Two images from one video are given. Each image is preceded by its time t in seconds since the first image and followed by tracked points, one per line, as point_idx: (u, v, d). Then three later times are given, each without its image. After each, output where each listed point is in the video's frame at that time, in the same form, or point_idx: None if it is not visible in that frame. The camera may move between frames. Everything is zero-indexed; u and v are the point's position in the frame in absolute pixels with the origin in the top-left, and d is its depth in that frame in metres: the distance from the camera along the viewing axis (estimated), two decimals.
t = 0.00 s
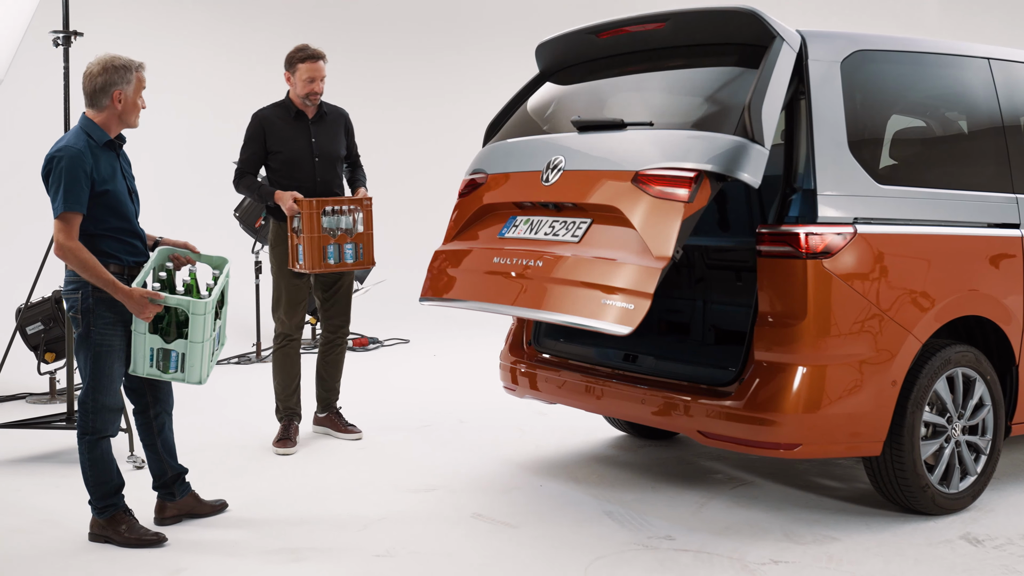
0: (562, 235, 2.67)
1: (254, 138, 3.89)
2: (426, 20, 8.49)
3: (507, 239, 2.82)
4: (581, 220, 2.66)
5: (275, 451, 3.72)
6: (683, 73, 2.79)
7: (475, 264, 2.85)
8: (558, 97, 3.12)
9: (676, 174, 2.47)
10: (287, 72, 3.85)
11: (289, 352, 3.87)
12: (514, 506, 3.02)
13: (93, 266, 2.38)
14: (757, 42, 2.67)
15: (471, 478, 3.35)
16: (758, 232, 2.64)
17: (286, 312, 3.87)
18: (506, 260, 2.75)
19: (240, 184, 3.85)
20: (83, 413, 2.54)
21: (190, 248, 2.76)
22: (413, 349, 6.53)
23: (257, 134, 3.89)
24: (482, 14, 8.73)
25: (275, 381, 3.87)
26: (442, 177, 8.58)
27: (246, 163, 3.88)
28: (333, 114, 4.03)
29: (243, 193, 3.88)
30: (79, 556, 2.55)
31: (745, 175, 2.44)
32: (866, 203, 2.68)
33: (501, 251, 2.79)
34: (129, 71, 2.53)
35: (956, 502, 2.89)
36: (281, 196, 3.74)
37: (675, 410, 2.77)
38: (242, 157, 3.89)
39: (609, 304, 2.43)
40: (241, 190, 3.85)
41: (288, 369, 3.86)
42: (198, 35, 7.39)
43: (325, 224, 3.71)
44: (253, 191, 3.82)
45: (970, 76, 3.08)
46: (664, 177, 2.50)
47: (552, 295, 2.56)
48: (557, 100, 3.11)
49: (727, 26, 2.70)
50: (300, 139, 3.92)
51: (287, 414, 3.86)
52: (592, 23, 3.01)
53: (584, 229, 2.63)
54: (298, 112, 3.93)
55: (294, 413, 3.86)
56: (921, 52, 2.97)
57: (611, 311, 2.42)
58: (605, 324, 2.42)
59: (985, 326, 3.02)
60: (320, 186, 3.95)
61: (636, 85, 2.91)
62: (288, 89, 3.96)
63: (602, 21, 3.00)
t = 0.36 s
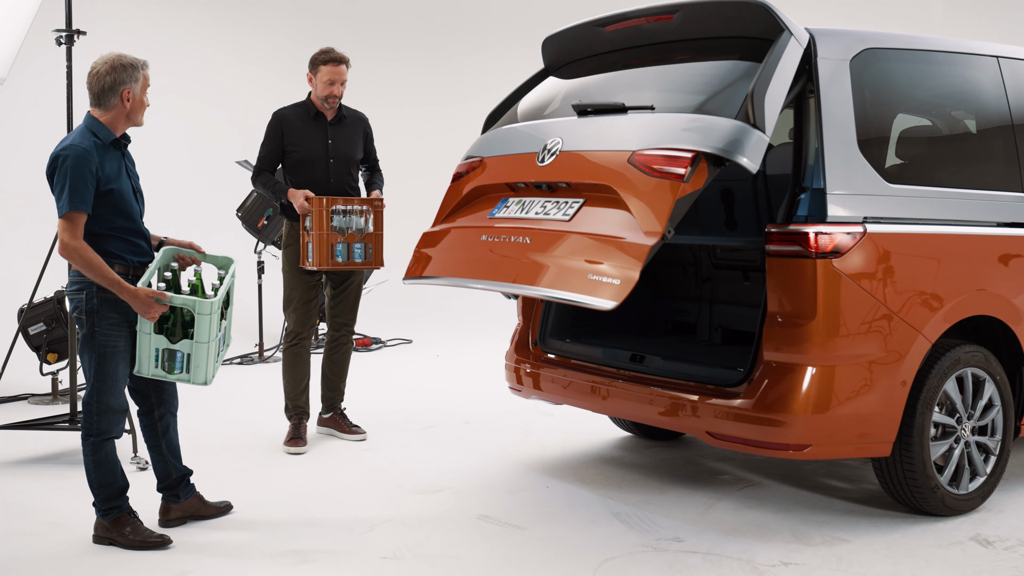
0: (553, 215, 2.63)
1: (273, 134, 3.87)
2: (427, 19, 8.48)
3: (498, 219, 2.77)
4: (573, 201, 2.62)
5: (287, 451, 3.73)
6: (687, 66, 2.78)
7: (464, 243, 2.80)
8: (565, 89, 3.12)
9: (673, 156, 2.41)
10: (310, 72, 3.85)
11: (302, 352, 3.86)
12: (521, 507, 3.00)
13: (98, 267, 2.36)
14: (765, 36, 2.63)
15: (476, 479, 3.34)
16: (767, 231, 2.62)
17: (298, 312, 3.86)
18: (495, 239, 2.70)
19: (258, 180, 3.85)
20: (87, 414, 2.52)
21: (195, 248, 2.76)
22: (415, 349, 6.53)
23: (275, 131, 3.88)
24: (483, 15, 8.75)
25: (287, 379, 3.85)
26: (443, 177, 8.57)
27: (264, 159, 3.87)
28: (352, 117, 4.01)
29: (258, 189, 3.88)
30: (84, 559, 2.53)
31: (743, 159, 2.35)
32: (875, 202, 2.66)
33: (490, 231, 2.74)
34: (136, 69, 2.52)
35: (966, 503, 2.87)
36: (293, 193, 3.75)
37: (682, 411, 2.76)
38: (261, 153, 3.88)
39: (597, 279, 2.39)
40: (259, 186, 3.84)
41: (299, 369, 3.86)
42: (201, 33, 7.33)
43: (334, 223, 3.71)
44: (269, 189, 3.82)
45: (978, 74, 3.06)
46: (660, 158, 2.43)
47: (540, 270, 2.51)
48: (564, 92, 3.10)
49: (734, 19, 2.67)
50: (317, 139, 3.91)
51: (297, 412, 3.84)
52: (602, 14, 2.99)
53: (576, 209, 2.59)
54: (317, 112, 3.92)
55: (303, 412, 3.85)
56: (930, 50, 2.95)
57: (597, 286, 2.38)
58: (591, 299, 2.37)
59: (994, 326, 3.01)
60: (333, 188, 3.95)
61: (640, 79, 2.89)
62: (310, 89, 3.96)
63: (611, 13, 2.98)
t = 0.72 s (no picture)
0: (545, 190, 2.57)
1: (277, 132, 3.88)
2: (428, 19, 8.46)
3: (488, 196, 2.71)
4: (566, 178, 2.57)
5: (293, 450, 3.72)
6: (690, 59, 2.77)
7: (453, 220, 2.72)
8: (567, 79, 3.11)
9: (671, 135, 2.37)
10: (314, 69, 3.85)
11: (307, 351, 3.85)
12: (526, 508, 2.98)
13: (103, 266, 2.34)
14: (771, 28, 2.61)
15: (481, 480, 3.32)
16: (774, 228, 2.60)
17: (302, 310, 3.85)
18: (483, 214, 2.62)
19: (264, 178, 3.86)
20: (90, 414, 2.50)
21: (199, 248, 2.74)
22: (417, 349, 6.51)
23: (280, 128, 3.88)
24: (484, 14, 8.73)
25: (292, 377, 3.84)
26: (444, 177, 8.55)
27: (269, 157, 3.88)
28: (357, 114, 3.99)
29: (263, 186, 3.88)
30: (87, 560, 2.51)
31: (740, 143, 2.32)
32: (883, 201, 2.64)
33: (480, 207, 2.66)
34: (133, 66, 2.48)
35: (973, 503, 2.86)
36: (294, 191, 3.76)
37: (687, 410, 2.74)
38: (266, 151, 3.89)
39: (580, 250, 2.32)
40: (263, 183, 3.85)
41: (305, 368, 3.85)
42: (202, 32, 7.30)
43: (333, 222, 3.71)
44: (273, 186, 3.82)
45: (985, 72, 3.05)
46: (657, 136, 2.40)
47: (521, 242, 2.43)
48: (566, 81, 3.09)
49: (740, 13, 2.65)
50: (321, 136, 3.89)
51: (303, 411, 3.83)
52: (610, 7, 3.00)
53: (568, 185, 2.54)
54: (322, 110, 3.91)
55: (308, 411, 3.83)
56: (937, 47, 2.94)
57: (579, 257, 2.30)
58: (570, 269, 2.29)
59: (1001, 324, 2.99)
60: (337, 185, 3.93)
61: (642, 70, 2.88)
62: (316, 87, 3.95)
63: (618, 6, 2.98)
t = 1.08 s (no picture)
0: (533, 166, 2.53)
1: (274, 131, 3.87)
2: (425, 19, 8.44)
3: (474, 172, 2.66)
4: (555, 156, 2.54)
5: (290, 450, 3.71)
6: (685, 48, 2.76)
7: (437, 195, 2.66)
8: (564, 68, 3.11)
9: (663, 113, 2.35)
10: (310, 69, 3.84)
11: (304, 351, 3.83)
12: (525, 508, 2.97)
13: (100, 264, 2.33)
14: (768, 22, 2.59)
15: (479, 480, 3.30)
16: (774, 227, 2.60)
17: (299, 309, 3.83)
18: (469, 188, 2.57)
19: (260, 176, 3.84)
20: (86, 414, 2.49)
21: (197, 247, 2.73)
22: (414, 349, 6.49)
23: (277, 128, 3.87)
24: (482, 14, 8.71)
25: (289, 377, 3.83)
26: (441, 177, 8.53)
27: (265, 156, 3.87)
28: (355, 113, 3.98)
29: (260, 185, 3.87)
30: (84, 562, 2.50)
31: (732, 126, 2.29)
32: (883, 199, 2.64)
33: (465, 182, 2.61)
34: (127, 64, 2.47)
35: (973, 501, 2.86)
36: (291, 189, 3.75)
37: (686, 409, 2.73)
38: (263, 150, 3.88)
39: (564, 221, 2.27)
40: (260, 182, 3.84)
41: (302, 367, 3.83)
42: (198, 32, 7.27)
43: (331, 220, 3.71)
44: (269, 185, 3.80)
45: (984, 70, 3.04)
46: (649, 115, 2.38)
47: (504, 212, 2.38)
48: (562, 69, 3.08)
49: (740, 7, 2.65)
50: (318, 135, 3.88)
51: (300, 411, 3.81)
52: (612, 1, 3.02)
53: (556, 162, 2.51)
54: (319, 109, 3.89)
55: (305, 411, 3.82)
56: (936, 45, 2.93)
57: (563, 226, 2.25)
58: (554, 237, 2.23)
59: (1000, 323, 2.99)
60: (334, 184, 3.91)
61: (637, 59, 2.87)
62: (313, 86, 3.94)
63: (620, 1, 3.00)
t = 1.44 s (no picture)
0: (513, 141, 2.52)
1: (262, 131, 3.84)
2: (414, 19, 8.41)
3: (454, 148, 2.64)
4: (536, 133, 2.53)
5: (278, 451, 3.68)
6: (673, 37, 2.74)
7: (416, 169, 2.64)
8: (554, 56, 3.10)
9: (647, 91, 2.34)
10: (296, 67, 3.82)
11: (293, 351, 3.80)
12: (516, 509, 2.95)
13: (85, 264, 2.30)
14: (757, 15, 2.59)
15: (469, 480, 3.28)
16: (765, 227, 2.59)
17: (287, 309, 3.79)
18: (448, 161, 2.55)
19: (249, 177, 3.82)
20: (72, 416, 2.46)
21: (185, 248, 2.71)
22: (403, 349, 6.47)
23: (265, 128, 3.84)
24: (472, 14, 8.67)
25: (277, 377, 3.79)
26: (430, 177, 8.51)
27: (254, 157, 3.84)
28: (344, 112, 3.95)
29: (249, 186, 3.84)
30: (69, 565, 2.46)
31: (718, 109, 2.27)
32: (873, 198, 2.63)
33: (445, 156, 2.59)
34: (115, 62, 2.43)
35: (963, 501, 2.86)
36: (279, 189, 3.72)
37: (677, 409, 2.72)
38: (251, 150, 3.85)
39: (542, 191, 2.25)
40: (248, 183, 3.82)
41: (291, 367, 3.79)
42: (185, 31, 7.22)
43: (319, 219, 3.69)
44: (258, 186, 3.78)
45: (973, 69, 3.04)
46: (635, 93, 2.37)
47: (481, 182, 2.36)
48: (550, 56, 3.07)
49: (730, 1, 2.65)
50: (306, 134, 3.85)
51: (289, 412, 3.78)
52: None
53: (537, 138, 2.50)
54: (307, 108, 3.86)
55: (293, 412, 3.79)
56: (925, 44, 2.93)
57: (540, 195, 2.23)
58: (530, 205, 2.21)
59: (990, 322, 2.99)
60: (324, 184, 3.89)
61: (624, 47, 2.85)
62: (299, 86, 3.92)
63: None
